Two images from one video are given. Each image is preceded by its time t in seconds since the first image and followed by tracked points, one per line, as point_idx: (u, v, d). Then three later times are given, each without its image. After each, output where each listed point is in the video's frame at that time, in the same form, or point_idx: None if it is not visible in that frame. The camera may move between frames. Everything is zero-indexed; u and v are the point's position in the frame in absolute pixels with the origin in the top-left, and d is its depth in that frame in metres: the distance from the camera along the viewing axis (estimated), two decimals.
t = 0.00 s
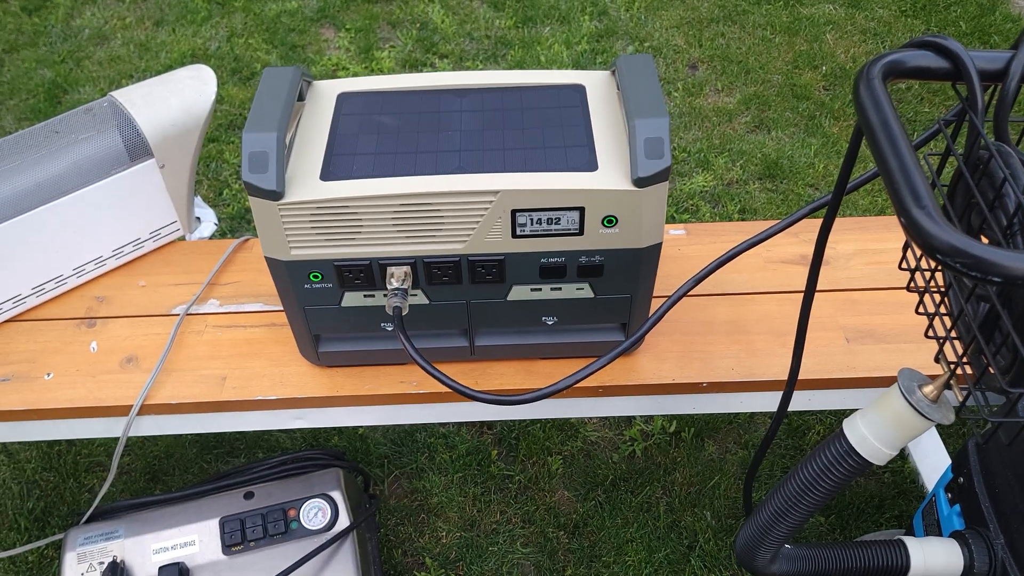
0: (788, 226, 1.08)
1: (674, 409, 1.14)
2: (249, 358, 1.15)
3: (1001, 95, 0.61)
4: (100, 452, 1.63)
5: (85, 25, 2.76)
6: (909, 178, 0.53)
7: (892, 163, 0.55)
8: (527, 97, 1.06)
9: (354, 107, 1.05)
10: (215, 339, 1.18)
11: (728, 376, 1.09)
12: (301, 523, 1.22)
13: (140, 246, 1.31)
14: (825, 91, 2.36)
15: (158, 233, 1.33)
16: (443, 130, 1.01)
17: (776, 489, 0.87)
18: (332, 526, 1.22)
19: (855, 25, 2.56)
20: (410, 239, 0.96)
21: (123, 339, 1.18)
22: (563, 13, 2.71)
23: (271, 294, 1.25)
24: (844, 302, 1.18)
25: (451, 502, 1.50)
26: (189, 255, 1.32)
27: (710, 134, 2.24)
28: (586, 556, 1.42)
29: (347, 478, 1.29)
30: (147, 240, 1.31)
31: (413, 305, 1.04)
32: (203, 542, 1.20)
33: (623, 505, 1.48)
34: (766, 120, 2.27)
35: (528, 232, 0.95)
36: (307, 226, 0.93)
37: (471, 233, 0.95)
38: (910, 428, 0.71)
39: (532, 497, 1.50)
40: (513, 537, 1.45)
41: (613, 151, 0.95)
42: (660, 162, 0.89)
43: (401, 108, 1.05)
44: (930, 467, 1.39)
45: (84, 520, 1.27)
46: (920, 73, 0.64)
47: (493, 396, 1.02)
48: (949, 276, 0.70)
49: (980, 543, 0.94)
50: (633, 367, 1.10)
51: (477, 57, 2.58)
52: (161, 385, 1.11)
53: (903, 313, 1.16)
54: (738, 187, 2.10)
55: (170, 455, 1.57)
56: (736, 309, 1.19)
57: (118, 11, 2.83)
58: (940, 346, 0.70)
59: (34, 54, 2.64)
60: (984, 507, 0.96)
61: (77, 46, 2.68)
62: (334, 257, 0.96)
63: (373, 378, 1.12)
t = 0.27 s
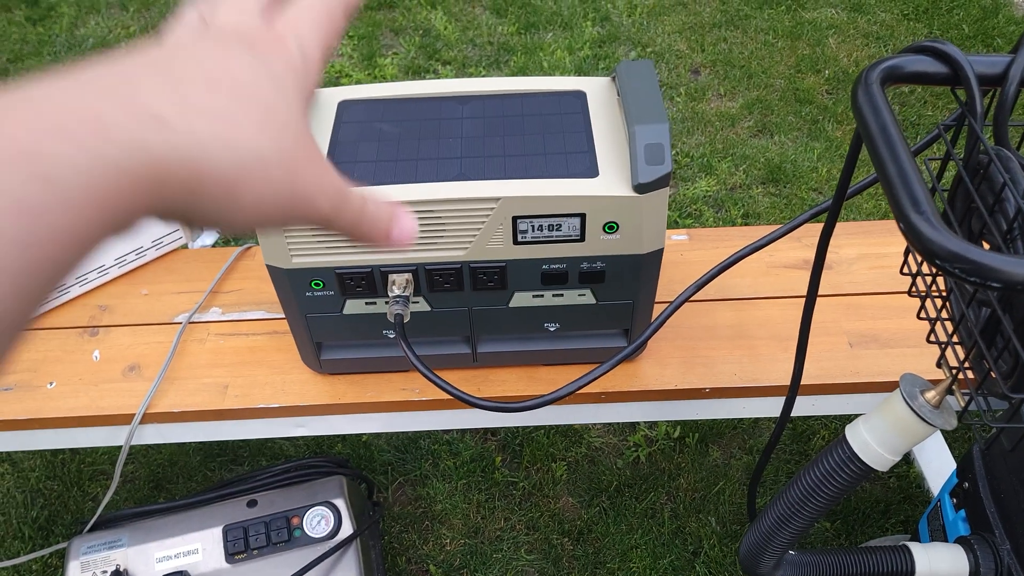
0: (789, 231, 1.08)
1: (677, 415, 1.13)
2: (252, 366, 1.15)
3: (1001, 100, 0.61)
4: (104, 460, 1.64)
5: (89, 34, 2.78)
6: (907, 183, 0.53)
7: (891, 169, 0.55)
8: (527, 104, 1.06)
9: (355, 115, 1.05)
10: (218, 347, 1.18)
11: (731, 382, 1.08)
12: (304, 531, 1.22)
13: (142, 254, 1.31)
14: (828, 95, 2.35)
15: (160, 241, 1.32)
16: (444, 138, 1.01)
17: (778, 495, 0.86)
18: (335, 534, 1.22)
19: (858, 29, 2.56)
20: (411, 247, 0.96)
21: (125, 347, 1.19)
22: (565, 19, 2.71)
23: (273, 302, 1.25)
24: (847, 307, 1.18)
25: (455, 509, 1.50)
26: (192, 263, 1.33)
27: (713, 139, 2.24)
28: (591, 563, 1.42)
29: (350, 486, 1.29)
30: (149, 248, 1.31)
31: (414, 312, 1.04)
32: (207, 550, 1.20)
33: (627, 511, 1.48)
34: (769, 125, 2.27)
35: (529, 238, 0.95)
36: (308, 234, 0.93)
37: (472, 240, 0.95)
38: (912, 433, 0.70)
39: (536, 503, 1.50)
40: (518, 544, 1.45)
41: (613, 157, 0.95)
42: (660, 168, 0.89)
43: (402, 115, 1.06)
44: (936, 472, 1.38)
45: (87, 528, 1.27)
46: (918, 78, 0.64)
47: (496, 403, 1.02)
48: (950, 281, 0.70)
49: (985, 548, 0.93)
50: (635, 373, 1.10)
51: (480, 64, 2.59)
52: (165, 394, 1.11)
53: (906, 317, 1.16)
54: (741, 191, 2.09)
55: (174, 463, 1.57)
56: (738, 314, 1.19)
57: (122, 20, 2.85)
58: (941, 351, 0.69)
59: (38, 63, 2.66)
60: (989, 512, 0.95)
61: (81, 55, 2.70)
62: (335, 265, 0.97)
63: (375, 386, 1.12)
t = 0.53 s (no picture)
0: (785, 229, 1.07)
1: (677, 416, 1.12)
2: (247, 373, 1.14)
3: (996, 92, 0.61)
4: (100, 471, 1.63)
5: (81, 45, 2.77)
6: (902, 177, 0.53)
7: (886, 163, 0.54)
8: (520, 106, 1.06)
9: (347, 119, 1.05)
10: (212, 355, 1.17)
11: (731, 382, 1.07)
12: (302, 539, 1.21)
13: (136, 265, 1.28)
14: (823, 94, 2.35)
15: (154, 250, 1.30)
16: (437, 141, 1.00)
17: (779, 495, 0.85)
18: (334, 542, 1.21)
19: (852, 27, 2.56)
20: (405, 250, 0.95)
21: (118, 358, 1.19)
22: (559, 22, 2.71)
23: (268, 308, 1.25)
24: (845, 305, 1.17)
25: (456, 515, 1.49)
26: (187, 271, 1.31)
27: (709, 140, 2.23)
28: (593, 567, 1.41)
29: (348, 494, 1.28)
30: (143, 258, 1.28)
31: (410, 317, 1.04)
32: (205, 561, 1.20)
33: (629, 514, 1.46)
34: (765, 124, 2.26)
35: (525, 240, 0.94)
36: (301, 239, 0.92)
37: (467, 243, 0.94)
38: (913, 431, 0.70)
39: (537, 508, 1.49)
40: (519, 549, 1.44)
41: (608, 158, 0.95)
42: (655, 168, 0.88)
43: (395, 119, 1.05)
44: (938, 470, 1.37)
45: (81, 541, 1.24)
46: (912, 72, 0.63)
47: (493, 407, 1.01)
48: (948, 275, 0.69)
49: (989, 545, 0.92)
50: (634, 375, 1.09)
51: (474, 68, 2.59)
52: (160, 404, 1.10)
53: (906, 314, 1.15)
54: (738, 191, 2.09)
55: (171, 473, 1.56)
56: (736, 314, 1.18)
57: (114, 30, 2.85)
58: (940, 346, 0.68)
59: (31, 74, 2.66)
60: (993, 509, 0.94)
61: (74, 66, 2.69)
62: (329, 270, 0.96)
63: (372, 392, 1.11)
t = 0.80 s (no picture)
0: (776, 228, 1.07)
1: (671, 419, 1.12)
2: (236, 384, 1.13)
3: (981, 87, 0.60)
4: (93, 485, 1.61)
5: (69, 56, 2.76)
6: (889, 173, 0.52)
7: (872, 159, 0.54)
8: (507, 109, 1.05)
9: (332, 126, 1.04)
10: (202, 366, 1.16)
11: (724, 384, 1.07)
12: (297, 550, 1.20)
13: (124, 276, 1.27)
14: (813, 92, 2.35)
15: (141, 262, 1.29)
16: (423, 146, 0.99)
17: (773, 497, 0.85)
18: (328, 552, 1.20)
19: (841, 25, 2.56)
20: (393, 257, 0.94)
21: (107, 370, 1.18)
22: (548, 25, 2.71)
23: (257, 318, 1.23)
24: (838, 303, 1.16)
25: (452, 523, 1.48)
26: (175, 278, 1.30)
27: (700, 140, 2.23)
28: (591, 572, 1.40)
29: (342, 503, 1.27)
30: (130, 269, 1.27)
31: (400, 324, 1.03)
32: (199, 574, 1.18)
33: (626, 518, 1.45)
34: (756, 124, 2.26)
35: (513, 245, 0.94)
36: (287, 248, 0.91)
37: (455, 249, 0.94)
38: (906, 429, 0.69)
39: (534, 514, 1.48)
40: (516, 555, 1.43)
41: (596, 160, 0.94)
42: (644, 169, 0.87)
43: (381, 125, 1.04)
44: (935, 467, 1.36)
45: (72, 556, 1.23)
46: (897, 67, 0.62)
47: (485, 414, 1.00)
48: (938, 272, 0.68)
49: (987, 543, 0.91)
50: (627, 378, 1.08)
51: (464, 72, 2.58)
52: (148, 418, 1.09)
53: (899, 311, 1.14)
54: (730, 191, 2.08)
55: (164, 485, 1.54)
56: (729, 314, 1.17)
57: (102, 40, 2.83)
58: (932, 344, 0.68)
59: (19, 86, 2.64)
60: (989, 507, 0.93)
61: (62, 77, 2.68)
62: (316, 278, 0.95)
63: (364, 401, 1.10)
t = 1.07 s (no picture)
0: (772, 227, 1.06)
1: (670, 420, 1.11)
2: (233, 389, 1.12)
3: (976, 85, 0.60)
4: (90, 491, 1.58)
5: (60, 61, 2.75)
6: (885, 172, 0.52)
7: (867, 158, 0.54)
8: (501, 111, 1.05)
9: (326, 129, 1.03)
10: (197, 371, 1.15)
11: (722, 384, 1.07)
12: (295, 556, 1.19)
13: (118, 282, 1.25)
14: (807, 91, 2.35)
15: (136, 267, 1.28)
16: (417, 149, 0.99)
17: (771, 497, 0.84)
18: (327, 557, 1.19)
19: (834, 24, 2.56)
20: (389, 260, 0.94)
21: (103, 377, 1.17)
22: (542, 26, 2.71)
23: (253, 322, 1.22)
24: (835, 302, 1.16)
25: (450, 526, 1.47)
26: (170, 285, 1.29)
27: (695, 140, 2.23)
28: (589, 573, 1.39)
29: (341, 507, 1.26)
30: (124, 274, 1.26)
31: (396, 327, 1.02)
32: None
33: (624, 519, 1.45)
34: (750, 123, 2.26)
35: (509, 247, 0.93)
36: (282, 252, 0.91)
37: (451, 251, 0.93)
38: (904, 428, 0.69)
39: (532, 516, 1.48)
40: (515, 557, 1.43)
41: (591, 161, 0.94)
42: (639, 170, 0.87)
43: (375, 128, 1.04)
44: (933, 464, 1.37)
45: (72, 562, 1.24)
46: (891, 66, 0.62)
47: (482, 417, 1.00)
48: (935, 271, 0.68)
49: (986, 541, 0.91)
50: (624, 379, 1.08)
51: (458, 74, 2.58)
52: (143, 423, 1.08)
53: (895, 310, 1.14)
54: (725, 191, 2.08)
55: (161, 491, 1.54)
56: (725, 315, 1.17)
57: (94, 45, 2.83)
58: (929, 342, 0.67)
59: (10, 92, 2.63)
60: (988, 504, 0.93)
61: (54, 82, 2.67)
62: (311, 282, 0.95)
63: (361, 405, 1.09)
